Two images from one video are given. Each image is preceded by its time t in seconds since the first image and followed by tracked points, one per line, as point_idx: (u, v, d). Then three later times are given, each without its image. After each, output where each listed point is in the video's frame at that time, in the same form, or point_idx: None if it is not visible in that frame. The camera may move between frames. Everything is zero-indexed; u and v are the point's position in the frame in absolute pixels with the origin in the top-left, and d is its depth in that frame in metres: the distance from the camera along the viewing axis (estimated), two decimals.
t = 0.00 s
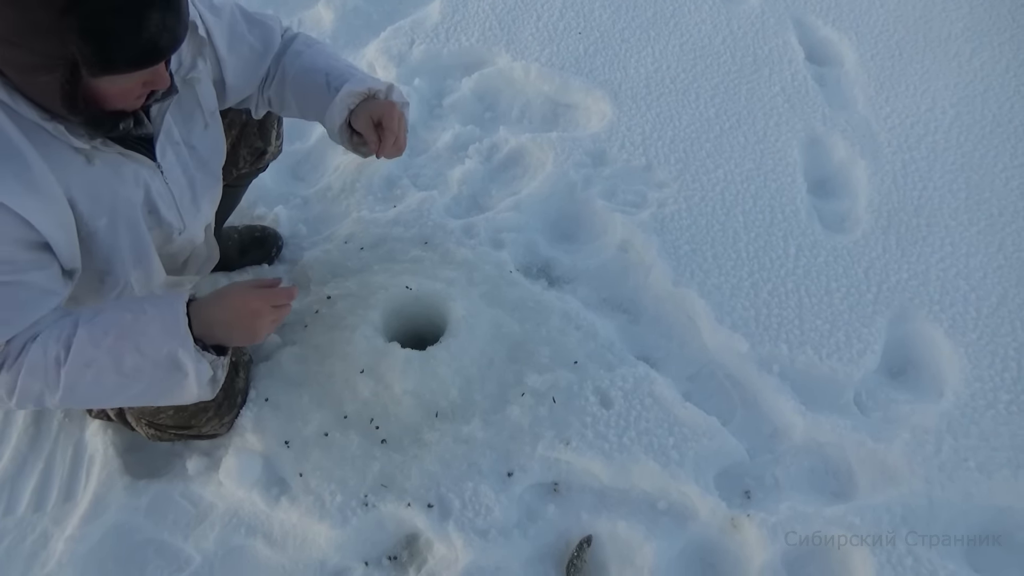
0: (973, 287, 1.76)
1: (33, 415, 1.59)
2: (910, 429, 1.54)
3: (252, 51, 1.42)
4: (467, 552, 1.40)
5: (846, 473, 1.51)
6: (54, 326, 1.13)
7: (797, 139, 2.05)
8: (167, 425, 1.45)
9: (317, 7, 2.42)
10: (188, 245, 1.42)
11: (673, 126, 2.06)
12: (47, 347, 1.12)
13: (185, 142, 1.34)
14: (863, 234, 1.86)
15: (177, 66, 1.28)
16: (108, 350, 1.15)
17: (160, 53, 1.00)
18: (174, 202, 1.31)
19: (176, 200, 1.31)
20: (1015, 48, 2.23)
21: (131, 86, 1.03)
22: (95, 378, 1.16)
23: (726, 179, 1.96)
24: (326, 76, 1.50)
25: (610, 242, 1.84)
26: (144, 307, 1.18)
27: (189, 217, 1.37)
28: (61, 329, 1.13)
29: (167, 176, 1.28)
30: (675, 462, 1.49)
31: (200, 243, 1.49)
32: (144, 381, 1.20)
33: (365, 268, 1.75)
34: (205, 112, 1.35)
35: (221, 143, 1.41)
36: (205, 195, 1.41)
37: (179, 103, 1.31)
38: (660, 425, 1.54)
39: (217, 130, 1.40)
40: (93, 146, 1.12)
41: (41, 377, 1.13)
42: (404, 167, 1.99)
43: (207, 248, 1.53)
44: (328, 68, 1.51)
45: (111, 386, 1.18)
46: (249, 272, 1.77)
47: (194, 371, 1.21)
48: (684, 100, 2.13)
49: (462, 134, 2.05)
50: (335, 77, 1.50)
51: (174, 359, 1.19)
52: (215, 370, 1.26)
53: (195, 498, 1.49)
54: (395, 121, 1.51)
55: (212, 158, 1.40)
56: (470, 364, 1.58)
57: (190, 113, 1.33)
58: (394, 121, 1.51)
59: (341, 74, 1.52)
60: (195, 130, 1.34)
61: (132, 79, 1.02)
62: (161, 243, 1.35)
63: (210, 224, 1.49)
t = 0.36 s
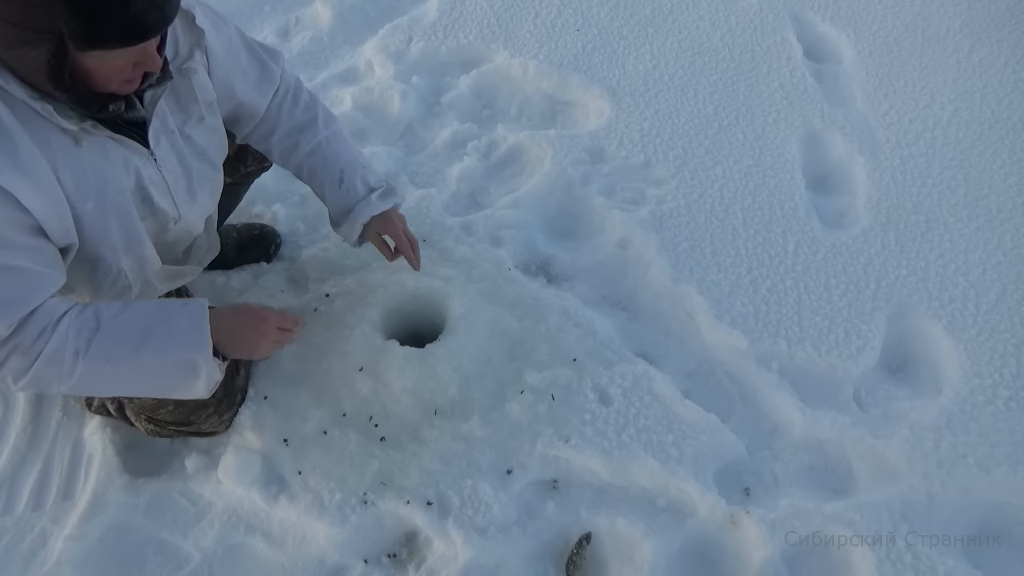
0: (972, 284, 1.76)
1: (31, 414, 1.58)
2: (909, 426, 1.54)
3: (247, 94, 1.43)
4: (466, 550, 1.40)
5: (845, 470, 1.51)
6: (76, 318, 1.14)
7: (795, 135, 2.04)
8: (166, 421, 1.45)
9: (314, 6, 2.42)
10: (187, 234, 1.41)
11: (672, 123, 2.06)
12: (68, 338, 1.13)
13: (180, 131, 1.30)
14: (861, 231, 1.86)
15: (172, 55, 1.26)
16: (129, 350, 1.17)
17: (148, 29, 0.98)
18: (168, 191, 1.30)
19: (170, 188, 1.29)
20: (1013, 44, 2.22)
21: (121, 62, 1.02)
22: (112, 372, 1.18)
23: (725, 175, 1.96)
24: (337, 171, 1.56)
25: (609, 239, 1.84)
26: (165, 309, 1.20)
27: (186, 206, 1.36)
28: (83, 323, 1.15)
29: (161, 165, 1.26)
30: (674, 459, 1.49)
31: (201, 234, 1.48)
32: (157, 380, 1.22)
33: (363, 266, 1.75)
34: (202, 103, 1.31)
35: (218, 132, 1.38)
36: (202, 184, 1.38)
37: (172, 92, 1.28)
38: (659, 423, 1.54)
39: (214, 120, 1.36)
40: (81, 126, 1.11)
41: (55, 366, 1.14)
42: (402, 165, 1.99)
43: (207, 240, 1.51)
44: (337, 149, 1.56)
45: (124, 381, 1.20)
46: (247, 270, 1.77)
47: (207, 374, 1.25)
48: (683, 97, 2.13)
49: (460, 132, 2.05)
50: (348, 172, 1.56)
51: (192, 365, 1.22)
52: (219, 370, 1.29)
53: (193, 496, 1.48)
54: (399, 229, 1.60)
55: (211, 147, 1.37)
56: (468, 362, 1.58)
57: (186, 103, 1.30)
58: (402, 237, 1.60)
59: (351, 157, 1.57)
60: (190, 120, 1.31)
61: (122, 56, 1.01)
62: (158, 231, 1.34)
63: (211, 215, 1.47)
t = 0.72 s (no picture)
0: (974, 284, 1.76)
1: (36, 414, 1.59)
2: (911, 425, 1.54)
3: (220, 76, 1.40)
4: (469, 549, 1.40)
5: (848, 469, 1.51)
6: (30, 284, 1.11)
7: (798, 135, 2.05)
8: (172, 418, 1.45)
9: (317, 5, 2.42)
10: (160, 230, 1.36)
11: (674, 123, 2.06)
12: (24, 305, 1.11)
13: (144, 121, 1.27)
14: (863, 231, 1.86)
15: (137, 44, 1.18)
16: (86, 315, 1.14)
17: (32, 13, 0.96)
18: (128, 180, 1.24)
19: (129, 176, 1.24)
20: (1015, 43, 2.23)
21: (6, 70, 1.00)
22: (75, 337, 1.15)
23: (727, 175, 1.96)
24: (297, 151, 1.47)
25: (611, 239, 1.84)
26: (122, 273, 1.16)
27: (150, 198, 1.30)
28: (39, 287, 1.12)
29: (118, 153, 1.21)
30: (676, 458, 1.49)
31: (184, 233, 1.44)
32: (119, 346, 1.18)
33: (367, 266, 1.75)
34: (169, 94, 1.29)
35: (194, 125, 1.36)
36: (170, 177, 1.34)
37: (137, 80, 1.25)
38: (661, 422, 1.54)
39: (183, 112, 1.33)
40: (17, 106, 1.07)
41: (18, 330, 1.12)
42: (404, 165, 1.99)
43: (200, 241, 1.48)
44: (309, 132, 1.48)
45: (90, 346, 1.17)
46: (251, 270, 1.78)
47: (167, 336, 1.19)
48: (685, 97, 2.13)
49: (462, 131, 2.05)
50: (313, 152, 1.47)
51: (150, 329, 1.17)
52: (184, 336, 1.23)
53: (197, 495, 1.49)
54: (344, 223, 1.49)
55: (181, 140, 1.34)
56: (471, 361, 1.58)
57: (150, 92, 1.27)
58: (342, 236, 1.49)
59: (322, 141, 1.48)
60: (157, 111, 1.29)
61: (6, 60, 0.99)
62: (123, 226, 1.30)
63: (190, 212, 1.41)
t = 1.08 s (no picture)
0: (981, 285, 1.75)
1: (40, 413, 1.59)
2: (918, 427, 1.53)
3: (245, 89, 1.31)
4: (473, 550, 1.40)
5: (854, 472, 1.50)
6: None
7: (804, 135, 2.04)
8: (176, 414, 1.46)
9: (322, 4, 2.42)
10: (176, 206, 1.23)
11: (680, 122, 2.06)
12: None
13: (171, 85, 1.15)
14: (871, 232, 1.85)
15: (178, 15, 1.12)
16: None
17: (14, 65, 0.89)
18: (149, 138, 1.13)
19: (151, 137, 1.12)
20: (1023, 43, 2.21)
21: None
22: None
23: (733, 175, 1.95)
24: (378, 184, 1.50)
25: (617, 239, 1.84)
26: None
27: (166, 162, 1.16)
28: None
29: (146, 110, 1.11)
30: (682, 460, 1.49)
31: (193, 213, 1.26)
32: None
33: (371, 266, 1.75)
34: (204, 67, 1.18)
35: (221, 108, 1.22)
36: (195, 151, 1.20)
37: (174, 45, 1.15)
38: (667, 423, 1.54)
39: (217, 91, 1.21)
40: (51, 38, 0.97)
41: None
42: (409, 164, 1.99)
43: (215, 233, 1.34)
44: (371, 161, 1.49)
45: None
46: (255, 270, 1.77)
47: None
48: (691, 96, 2.12)
49: (467, 131, 2.04)
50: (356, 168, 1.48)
51: None
52: None
53: (202, 495, 1.49)
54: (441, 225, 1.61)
55: (203, 115, 1.20)
56: (476, 362, 1.57)
57: (185, 62, 1.16)
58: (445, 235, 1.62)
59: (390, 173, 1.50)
60: (187, 82, 1.17)
61: None
62: (132, 189, 1.16)
63: (200, 188, 1.24)
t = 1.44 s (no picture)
0: (982, 280, 1.75)
1: (41, 413, 1.59)
2: (919, 423, 1.53)
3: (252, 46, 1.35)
4: (474, 548, 1.40)
5: (855, 467, 1.50)
6: None
7: (804, 131, 2.04)
8: (178, 410, 1.45)
9: (321, 3, 2.42)
10: (190, 165, 1.24)
11: (679, 119, 2.06)
12: None
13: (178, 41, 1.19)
14: (871, 227, 1.85)
15: None
16: None
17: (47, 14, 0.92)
18: (163, 88, 1.15)
19: (165, 87, 1.15)
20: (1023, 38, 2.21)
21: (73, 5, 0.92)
22: None
23: (733, 171, 1.95)
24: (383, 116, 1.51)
25: (617, 236, 1.84)
26: None
27: (179, 115, 1.18)
28: None
29: (158, 59, 1.14)
30: (682, 457, 1.49)
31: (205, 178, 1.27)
32: None
33: (371, 264, 1.75)
34: (209, 24, 1.22)
35: (225, 67, 1.26)
36: (203, 108, 1.23)
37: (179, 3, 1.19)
38: (667, 420, 1.54)
39: (224, 49, 1.24)
40: None
41: None
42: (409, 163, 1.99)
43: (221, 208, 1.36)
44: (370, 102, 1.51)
45: None
46: (256, 269, 1.77)
47: None
48: (690, 93, 2.12)
49: (467, 129, 2.04)
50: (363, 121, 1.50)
51: None
52: None
53: (203, 495, 1.49)
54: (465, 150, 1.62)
55: (211, 74, 1.24)
56: (477, 359, 1.58)
57: (191, 18, 1.21)
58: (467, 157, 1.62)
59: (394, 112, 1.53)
60: (194, 37, 1.21)
61: None
62: (145, 142, 1.17)
63: (208, 148, 1.25)
